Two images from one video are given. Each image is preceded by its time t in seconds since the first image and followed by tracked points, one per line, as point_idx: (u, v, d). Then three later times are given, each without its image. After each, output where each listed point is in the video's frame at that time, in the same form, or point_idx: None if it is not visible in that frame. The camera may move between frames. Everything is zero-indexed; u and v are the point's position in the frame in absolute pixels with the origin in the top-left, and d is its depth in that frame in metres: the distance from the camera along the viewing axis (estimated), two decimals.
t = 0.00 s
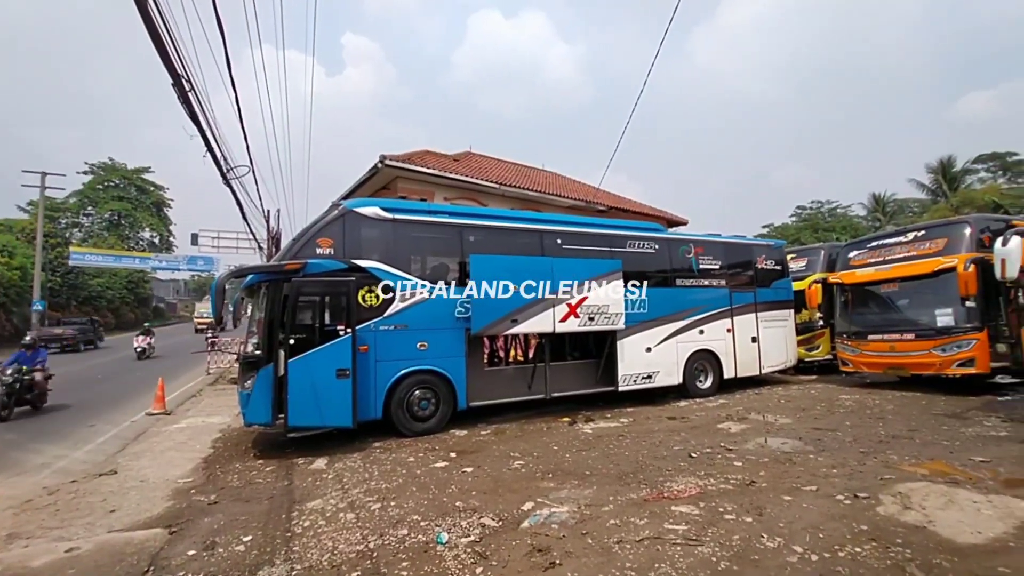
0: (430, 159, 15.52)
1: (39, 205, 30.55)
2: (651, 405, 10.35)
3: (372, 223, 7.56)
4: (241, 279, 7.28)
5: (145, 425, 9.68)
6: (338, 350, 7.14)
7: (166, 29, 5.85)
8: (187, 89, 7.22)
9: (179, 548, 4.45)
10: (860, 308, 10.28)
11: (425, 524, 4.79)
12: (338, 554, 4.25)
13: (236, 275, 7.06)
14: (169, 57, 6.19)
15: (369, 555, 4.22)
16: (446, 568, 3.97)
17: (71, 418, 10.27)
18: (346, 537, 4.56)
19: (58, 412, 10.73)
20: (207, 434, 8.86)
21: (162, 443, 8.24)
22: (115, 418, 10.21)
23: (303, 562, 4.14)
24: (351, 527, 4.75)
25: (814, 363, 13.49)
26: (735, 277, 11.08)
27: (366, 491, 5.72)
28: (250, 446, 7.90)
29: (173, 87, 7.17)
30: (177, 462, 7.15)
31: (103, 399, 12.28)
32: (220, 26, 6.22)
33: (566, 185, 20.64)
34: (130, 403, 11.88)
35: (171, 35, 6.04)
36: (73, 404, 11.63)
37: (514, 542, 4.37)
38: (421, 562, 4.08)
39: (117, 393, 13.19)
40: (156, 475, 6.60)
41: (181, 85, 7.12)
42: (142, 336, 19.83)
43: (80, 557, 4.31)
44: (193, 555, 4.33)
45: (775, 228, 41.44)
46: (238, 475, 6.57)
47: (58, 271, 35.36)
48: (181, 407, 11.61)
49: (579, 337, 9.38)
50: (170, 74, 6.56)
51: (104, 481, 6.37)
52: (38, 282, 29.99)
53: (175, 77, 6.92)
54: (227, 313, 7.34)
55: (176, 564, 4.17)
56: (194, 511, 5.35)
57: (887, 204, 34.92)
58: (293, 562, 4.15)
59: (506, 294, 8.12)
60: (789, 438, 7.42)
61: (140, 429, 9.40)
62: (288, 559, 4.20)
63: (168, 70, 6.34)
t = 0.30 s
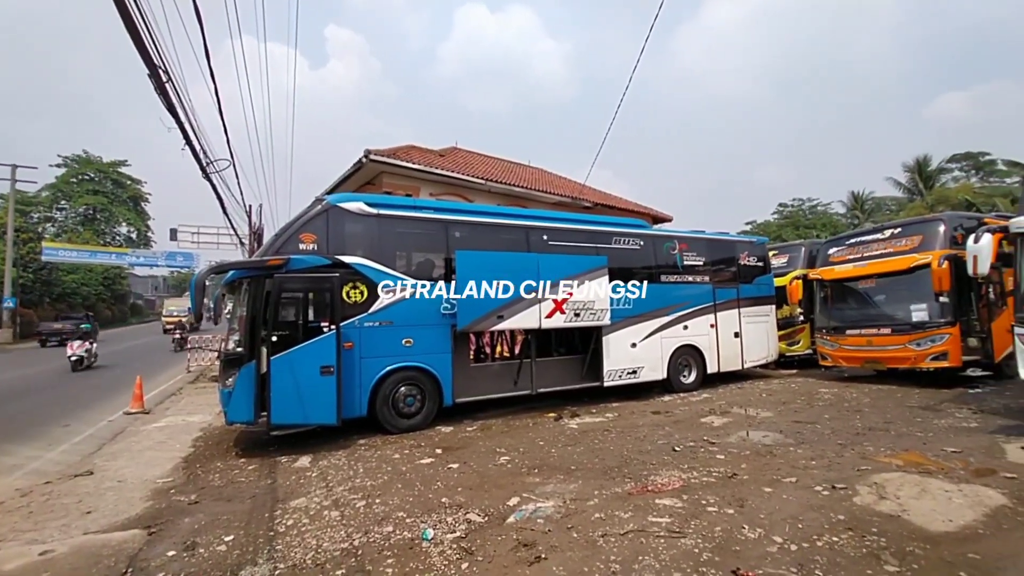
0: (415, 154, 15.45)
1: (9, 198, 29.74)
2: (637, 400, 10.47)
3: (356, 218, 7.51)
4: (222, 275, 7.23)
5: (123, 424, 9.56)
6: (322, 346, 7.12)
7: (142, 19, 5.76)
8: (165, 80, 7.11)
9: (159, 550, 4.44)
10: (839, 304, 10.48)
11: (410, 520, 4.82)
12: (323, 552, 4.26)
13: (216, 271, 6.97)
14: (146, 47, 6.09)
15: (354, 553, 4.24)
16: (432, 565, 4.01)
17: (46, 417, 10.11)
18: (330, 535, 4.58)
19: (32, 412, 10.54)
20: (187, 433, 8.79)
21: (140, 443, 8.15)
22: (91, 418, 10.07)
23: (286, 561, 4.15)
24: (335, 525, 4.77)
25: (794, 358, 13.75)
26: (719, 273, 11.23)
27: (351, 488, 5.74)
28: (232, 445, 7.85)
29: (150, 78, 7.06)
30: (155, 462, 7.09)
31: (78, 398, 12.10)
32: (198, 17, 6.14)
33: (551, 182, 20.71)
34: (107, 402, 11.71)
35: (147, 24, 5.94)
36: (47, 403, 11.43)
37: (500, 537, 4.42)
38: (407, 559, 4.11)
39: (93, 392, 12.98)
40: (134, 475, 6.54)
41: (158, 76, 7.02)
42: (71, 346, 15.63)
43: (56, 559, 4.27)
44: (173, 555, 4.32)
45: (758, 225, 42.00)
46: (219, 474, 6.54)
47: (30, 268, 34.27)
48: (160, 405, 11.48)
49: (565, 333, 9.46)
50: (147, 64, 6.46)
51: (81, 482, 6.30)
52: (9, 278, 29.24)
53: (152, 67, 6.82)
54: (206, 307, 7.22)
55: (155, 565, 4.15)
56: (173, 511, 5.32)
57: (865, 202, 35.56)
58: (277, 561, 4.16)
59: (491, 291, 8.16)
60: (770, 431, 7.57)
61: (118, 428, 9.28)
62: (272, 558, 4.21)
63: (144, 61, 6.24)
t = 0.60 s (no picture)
0: (402, 153, 15.40)
1: None
2: (623, 399, 10.56)
3: (341, 216, 7.48)
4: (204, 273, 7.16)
5: (100, 426, 9.42)
6: (306, 345, 7.08)
7: (120, 9, 5.67)
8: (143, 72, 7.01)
9: (137, 553, 4.40)
10: (820, 304, 10.65)
11: (396, 521, 4.83)
12: (306, 554, 4.26)
13: (197, 269, 6.86)
14: (123, 39, 5.99)
15: (338, 555, 4.24)
16: (417, 565, 4.03)
17: (20, 419, 9.93)
18: (314, 536, 4.57)
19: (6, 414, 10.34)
20: (167, 434, 8.70)
21: (118, 445, 8.05)
22: (68, 419, 9.91)
23: (269, 564, 4.14)
24: (319, 526, 4.77)
25: (777, 357, 13.96)
26: (704, 273, 11.36)
27: (335, 489, 5.73)
28: (214, 446, 7.79)
29: (128, 71, 6.95)
30: (134, 464, 7.01)
31: (54, 399, 11.89)
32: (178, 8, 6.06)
33: (538, 181, 20.77)
34: (84, 403, 11.53)
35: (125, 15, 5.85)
36: (22, 404, 11.22)
37: (486, 537, 4.45)
38: (392, 560, 4.13)
39: (70, 392, 12.77)
40: (112, 477, 6.46)
41: (137, 68, 6.91)
42: None
43: (30, 564, 4.21)
44: (152, 559, 4.28)
45: (742, 226, 42.49)
46: (200, 476, 6.49)
47: (4, 265, 33.56)
48: (139, 406, 11.33)
49: (552, 333, 9.51)
50: (124, 56, 6.36)
51: (56, 485, 6.21)
52: None
53: (130, 59, 6.71)
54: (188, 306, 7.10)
55: (133, 569, 4.12)
56: (152, 514, 5.27)
57: (847, 203, 36.13)
58: (259, 563, 4.15)
59: (478, 290, 8.17)
60: (753, 429, 7.69)
61: (95, 430, 9.15)
62: (254, 560, 4.20)
63: (122, 53, 6.15)
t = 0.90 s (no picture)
0: (390, 153, 15.36)
1: None
2: (610, 400, 10.62)
3: (327, 216, 7.44)
4: (185, 274, 7.07)
5: (77, 431, 9.27)
6: (291, 347, 7.03)
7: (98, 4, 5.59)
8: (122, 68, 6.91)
9: (115, 561, 4.34)
10: (803, 305, 10.81)
11: (381, 524, 4.83)
12: (290, 559, 4.25)
13: (179, 270, 6.77)
14: (102, 35, 5.91)
15: (323, 559, 4.23)
16: (403, 569, 4.04)
17: None
18: (298, 542, 4.55)
19: None
20: (147, 439, 8.59)
21: (96, 450, 7.93)
22: (43, 424, 9.75)
23: (251, 570, 4.11)
24: (303, 531, 4.75)
25: (761, 358, 14.13)
26: (690, 275, 11.48)
27: (320, 493, 5.71)
28: (195, 450, 7.72)
29: (107, 67, 6.84)
30: (111, 470, 6.92)
31: (29, 404, 11.68)
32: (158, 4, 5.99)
33: (525, 182, 20.84)
34: (61, 407, 11.34)
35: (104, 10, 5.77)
36: None
37: (472, 540, 4.47)
38: (378, 563, 4.13)
39: (46, 396, 12.55)
40: (88, 484, 6.37)
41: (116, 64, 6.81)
42: None
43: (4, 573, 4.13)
44: (131, 567, 4.24)
45: (727, 228, 42.94)
46: (181, 481, 6.42)
47: None
48: (118, 410, 11.17)
49: (539, 334, 9.55)
50: (103, 52, 6.26)
51: (30, 492, 6.11)
52: None
53: (108, 56, 6.62)
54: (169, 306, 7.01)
55: None
56: (131, 521, 5.21)
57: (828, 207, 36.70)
58: (242, 570, 4.12)
59: (465, 291, 8.19)
60: (738, 429, 7.79)
61: (71, 435, 9.00)
62: (236, 566, 4.18)
63: (100, 49, 6.06)
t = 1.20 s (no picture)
0: (375, 153, 15.31)
1: None
2: (594, 401, 10.70)
3: (311, 216, 7.40)
4: (164, 274, 6.98)
5: (50, 434, 9.08)
6: (272, 348, 6.94)
7: None
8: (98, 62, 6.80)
9: (89, 568, 4.29)
10: (784, 306, 10.99)
11: (365, 527, 4.83)
12: (272, 563, 4.23)
13: (156, 270, 6.61)
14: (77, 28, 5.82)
15: (306, 563, 4.22)
16: (386, 571, 4.05)
17: None
18: (279, 546, 4.53)
19: None
20: (123, 443, 8.46)
21: (70, 454, 7.80)
22: (15, 427, 9.56)
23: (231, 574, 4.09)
24: (285, 535, 4.74)
25: (743, 358, 14.34)
26: (674, 277, 11.61)
27: (302, 497, 5.68)
28: (173, 454, 7.63)
29: (82, 61, 6.74)
30: (86, 474, 6.80)
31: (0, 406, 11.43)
32: None
33: (511, 183, 20.91)
34: (33, 410, 11.12)
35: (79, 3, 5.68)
36: None
37: (457, 541, 4.49)
38: (362, 566, 4.14)
39: (17, 399, 12.29)
40: (61, 489, 6.26)
41: (91, 57, 6.71)
42: None
43: None
44: (106, 573, 4.18)
45: (710, 231, 43.43)
46: (158, 485, 6.34)
47: None
48: (93, 413, 10.98)
49: (525, 335, 9.60)
50: (78, 46, 6.17)
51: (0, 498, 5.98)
52: None
53: (84, 49, 6.51)
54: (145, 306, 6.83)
55: None
56: (106, 526, 5.13)
57: (809, 210, 37.30)
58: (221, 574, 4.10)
59: (451, 292, 8.20)
60: (720, 429, 7.91)
61: (43, 439, 8.83)
62: (215, 571, 4.15)
63: (76, 43, 5.97)
